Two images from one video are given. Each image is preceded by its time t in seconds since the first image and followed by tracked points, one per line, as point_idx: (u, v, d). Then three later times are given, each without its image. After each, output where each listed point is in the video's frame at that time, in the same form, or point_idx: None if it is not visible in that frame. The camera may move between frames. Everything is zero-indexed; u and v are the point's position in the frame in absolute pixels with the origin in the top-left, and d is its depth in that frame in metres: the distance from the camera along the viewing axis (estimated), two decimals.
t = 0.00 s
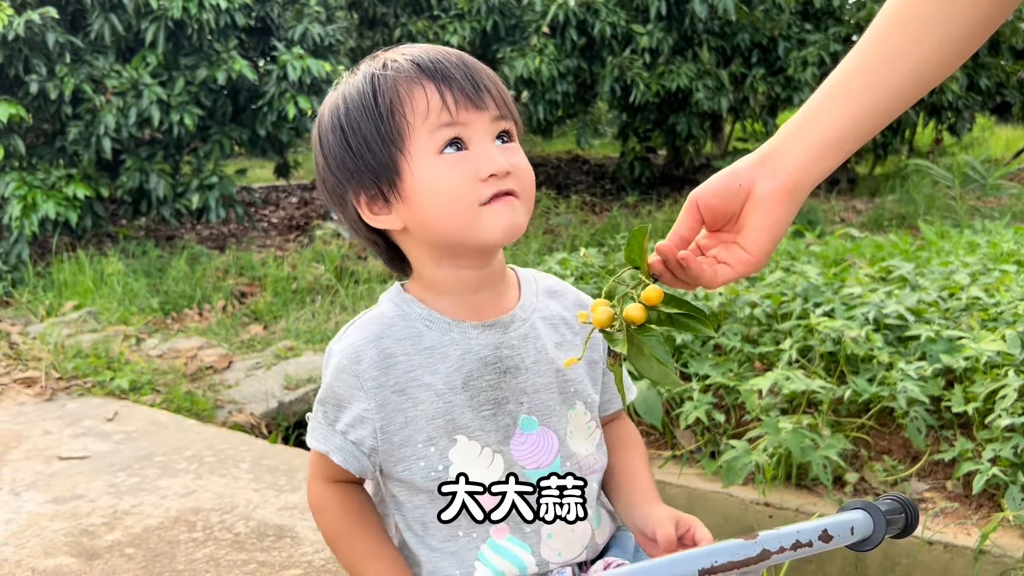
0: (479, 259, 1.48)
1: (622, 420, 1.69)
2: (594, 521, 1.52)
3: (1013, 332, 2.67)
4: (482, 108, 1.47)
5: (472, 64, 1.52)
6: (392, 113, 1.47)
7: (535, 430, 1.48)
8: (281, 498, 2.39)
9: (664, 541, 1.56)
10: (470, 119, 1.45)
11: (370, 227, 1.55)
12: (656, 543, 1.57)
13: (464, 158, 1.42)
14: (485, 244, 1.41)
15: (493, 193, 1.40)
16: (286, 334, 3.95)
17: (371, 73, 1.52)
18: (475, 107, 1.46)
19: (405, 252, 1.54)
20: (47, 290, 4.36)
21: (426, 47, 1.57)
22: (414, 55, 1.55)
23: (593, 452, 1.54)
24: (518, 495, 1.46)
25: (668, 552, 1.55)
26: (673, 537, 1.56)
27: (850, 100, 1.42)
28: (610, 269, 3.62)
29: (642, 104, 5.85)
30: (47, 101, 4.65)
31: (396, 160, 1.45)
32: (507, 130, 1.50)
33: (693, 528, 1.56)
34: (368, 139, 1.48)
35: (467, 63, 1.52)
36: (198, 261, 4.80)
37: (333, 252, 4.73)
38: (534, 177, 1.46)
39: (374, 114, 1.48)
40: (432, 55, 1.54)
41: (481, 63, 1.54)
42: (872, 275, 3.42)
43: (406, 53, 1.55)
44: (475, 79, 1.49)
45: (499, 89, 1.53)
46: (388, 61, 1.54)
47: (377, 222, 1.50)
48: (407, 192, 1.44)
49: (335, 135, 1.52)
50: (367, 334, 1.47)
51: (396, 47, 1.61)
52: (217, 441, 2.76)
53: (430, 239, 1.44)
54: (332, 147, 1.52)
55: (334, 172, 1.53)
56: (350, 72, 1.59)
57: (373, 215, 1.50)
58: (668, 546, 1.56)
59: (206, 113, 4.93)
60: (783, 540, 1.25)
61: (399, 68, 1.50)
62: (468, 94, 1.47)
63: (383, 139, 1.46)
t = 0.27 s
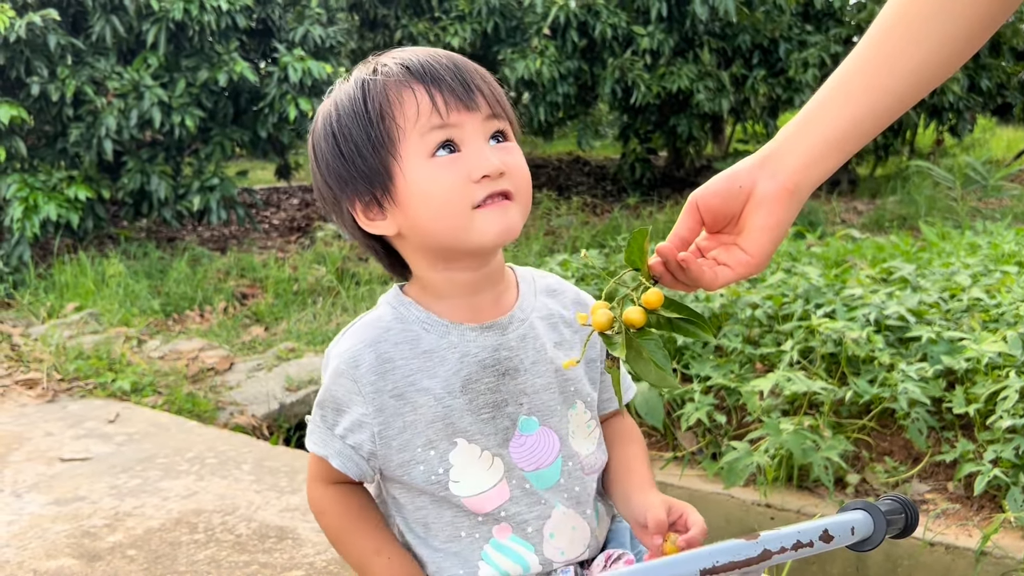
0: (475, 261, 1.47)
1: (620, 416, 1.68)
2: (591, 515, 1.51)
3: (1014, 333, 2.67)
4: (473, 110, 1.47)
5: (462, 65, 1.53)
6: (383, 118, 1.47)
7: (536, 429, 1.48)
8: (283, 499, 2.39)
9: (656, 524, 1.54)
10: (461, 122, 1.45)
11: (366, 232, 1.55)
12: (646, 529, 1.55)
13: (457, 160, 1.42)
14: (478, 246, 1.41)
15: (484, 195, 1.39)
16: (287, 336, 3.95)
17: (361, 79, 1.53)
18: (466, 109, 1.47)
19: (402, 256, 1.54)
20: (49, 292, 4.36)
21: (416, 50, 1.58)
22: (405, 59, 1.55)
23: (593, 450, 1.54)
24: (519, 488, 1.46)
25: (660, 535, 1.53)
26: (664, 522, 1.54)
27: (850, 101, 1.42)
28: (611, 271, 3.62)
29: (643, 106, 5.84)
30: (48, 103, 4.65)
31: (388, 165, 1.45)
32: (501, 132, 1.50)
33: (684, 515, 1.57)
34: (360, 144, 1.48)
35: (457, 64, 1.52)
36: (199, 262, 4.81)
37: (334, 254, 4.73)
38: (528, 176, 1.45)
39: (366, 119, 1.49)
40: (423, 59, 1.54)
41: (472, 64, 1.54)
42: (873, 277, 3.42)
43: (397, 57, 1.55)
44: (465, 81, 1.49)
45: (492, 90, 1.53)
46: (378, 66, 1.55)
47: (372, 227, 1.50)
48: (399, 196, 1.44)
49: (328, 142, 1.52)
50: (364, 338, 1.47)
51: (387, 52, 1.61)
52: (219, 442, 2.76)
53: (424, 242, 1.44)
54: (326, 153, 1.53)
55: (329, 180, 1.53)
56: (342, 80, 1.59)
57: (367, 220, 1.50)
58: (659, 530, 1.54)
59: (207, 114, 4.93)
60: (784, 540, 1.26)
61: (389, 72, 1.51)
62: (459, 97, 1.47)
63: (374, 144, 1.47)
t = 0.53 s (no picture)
0: (481, 265, 1.47)
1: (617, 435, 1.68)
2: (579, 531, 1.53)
3: (1015, 335, 2.68)
4: (484, 112, 1.48)
5: (473, 69, 1.54)
6: (393, 118, 1.48)
7: (520, 445, 1.48)
8: (284, 501, 2.39)
9: (637, 551, 1.54)
10: (472, 123, 1.46)
11: (371, 235, 1.55)
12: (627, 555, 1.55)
13: (467, 160, 1.42)
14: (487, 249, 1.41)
15: (495, 197, 1.40)
16: (289, 338, 3.96)
17: (372, 80, 1.53)
18: (477, 111, 1.47)
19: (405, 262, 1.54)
20: (50, 294, 4.36)
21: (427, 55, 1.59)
22: (416, 61, 1.56)
23: (578, 471, 1.53)
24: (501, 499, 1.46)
25: (638, 562, 1.53)
26: (647, 552, 1.54)
27: (850, 106, 1.42)
28: (612, 273, 3.63)
29: (644, 108, 5.84)
30: (49, 105, 4.66)
31: (397, 166, 1.45)
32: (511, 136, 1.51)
33: (670, 549, 1.55)
34: (369, 145, 1.48)
35: (469, 68, 1.53)
36: (201, 264, 4.81)
37: (336, 256, 4.73)
38: (536, 181, 1.46)
39: (376, 120, 1.49)
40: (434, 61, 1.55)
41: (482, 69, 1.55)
42: (874, 279, 3.42)
43: (406, 60, 1.56)
44: (476, 84, 1.50)
45: (502, 95, 1.55)
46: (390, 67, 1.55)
47: (378, 230, 1.49)
48: (407, 198, 1.44)
49: (336, 143, 1.52)
50: (357, 341, 1.47)
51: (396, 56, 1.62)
52: (220, 445, 2.76)
53: (431, 246, 1.44)
54: (333, 154, 1.53)
55: (335, 182, 1.53)
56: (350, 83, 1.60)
57: (373, 223, 1.50)
58: (639, 557, 1.53)
59: (208, 117, 4.93)
60: (782, 543, 1.26)
61: (400, 74, 1.51)
62: (470, 99, 1.48)
63: (383, 145, 1.47)
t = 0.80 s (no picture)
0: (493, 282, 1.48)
1: (620, 446, 1.70)
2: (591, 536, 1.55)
3: (1016, 337, 2.68)
4: (517, 137, 1.44)
5: (513, 82, 1.49)
6: (422, 130, 1.44)
7: (538, 450, 1.49)
8: (286, 504, 2.40)
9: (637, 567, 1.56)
10: (501, 149, 1.43)
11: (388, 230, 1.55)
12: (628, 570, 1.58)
13: (490, 188, 1.40)
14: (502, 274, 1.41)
15: (514, 230, 1.39)
16: (290, 340, 3.96)
17: (407, 80, 1.49)
18: (509, 135, 1.44)
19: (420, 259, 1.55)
20: (51, 296, 4.37)
21: (470, 54, 1.53)
22: (461, 64, 1.50)
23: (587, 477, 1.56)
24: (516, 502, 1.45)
25: None
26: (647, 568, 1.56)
27: (850, 111, 1.42)
28: (613, 275, 3.63)
29: (644, 110, 5.83)
30: (51, 108, 4.66)
31: (419, 178, 1.44)
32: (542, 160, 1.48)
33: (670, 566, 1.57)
34: (394, 150, 1.47)
35: (508, 82, 1.48)
36: (202, 267, 4.81)
37: (337, 258, 4.74)
38: (557, 210, 1.44)
39: (405, 124, 1.46)
40: (478, 68, 1.50)
41: (521, 80, 1.51)
42: (875, 281, 3.42)
43: (445, 60, 1.51)
44: (512, 102, 1.46)
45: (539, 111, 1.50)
46: (430, 68, 1.50)
47: (395, 232, 1.50)
48: (426, 210, 1.44)
49: (363, 136, 1.51)
50: (374, 344, 1.46)
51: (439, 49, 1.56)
52: (222, 447, 2.77)
53: (445, 260, 1.45)
54: (359, 146, 1.51)
55: (357, 173, 1.53)
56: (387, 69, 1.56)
57: (391, 224, 1.50)
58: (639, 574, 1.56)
59: (209, 119, 4.93)
60: (786, 544, 1.26)
61: (436, 82, 1.47)
62: (504, 123, 1.44)
63: (409, 153, 1.45)
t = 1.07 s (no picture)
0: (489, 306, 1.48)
1: (624, 455, 1.71)
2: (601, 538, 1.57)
3: (1017, 339, 2.68)
4: (526, 197, 1.36)
5: (537, 130, 1.37)
6: (433, 174, 1.39)
7: (546, 446, 1.50)
8: (287, 507, 2.40)
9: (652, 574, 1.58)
10: (507, 206, 1.36)
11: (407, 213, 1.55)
12: None
13: (486, 238, 1.37)
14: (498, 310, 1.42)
15: (511, 279, 1.37)
16: (291, 342, 3.96)
17: (428, 112, 1.41)
18: (518, 193, 1.36)
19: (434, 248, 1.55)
20: (52, 299, 4.37)
21: (501, 84, 1.41)
22: (501, 93, 1.39)
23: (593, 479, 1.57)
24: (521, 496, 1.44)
25: None
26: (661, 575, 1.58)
27: (856, 115, 1.42)
28: (613, 277, 3.63)
29: (645, 112, 5.82)
30: (51, 110, 4.66)
31: (425, 201, 1.41)
32: (556, 214, 1.40)
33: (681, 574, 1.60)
34: (408, 162, 1.42)
35: (530, 131, 1.37)
36: (203, 269, 4.81)
37: (337, 260, 4.74)
38: (554, 264, 1.41)
39: (421, 143, 1.40)
40: (517, 103, 1.39)
41: (552, 121, 1.39)
42: (876, 283, 3.42)
43: (486, 81, 1.41)
44: (530, 158, 1.36)
45: (565, 156, 1.39)
46: (466, 90, 1.40)
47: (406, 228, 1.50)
48: (428, 230, 1.42)
49: (390, 130, 1.47)
50: (385, 338, 1.46)
51: (474, 69, 1.44)
52: (224, 449, 2.77)
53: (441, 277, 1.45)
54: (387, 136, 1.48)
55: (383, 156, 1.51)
56: (419, 80, 1.47)
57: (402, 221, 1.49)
58: None
59: (210, 121, 4.93)
60: (790, 547, 1.26)
61: (454, 124, 1.38)
62: (516, 179, 1.35)
63: (420, 173, 1.40)
